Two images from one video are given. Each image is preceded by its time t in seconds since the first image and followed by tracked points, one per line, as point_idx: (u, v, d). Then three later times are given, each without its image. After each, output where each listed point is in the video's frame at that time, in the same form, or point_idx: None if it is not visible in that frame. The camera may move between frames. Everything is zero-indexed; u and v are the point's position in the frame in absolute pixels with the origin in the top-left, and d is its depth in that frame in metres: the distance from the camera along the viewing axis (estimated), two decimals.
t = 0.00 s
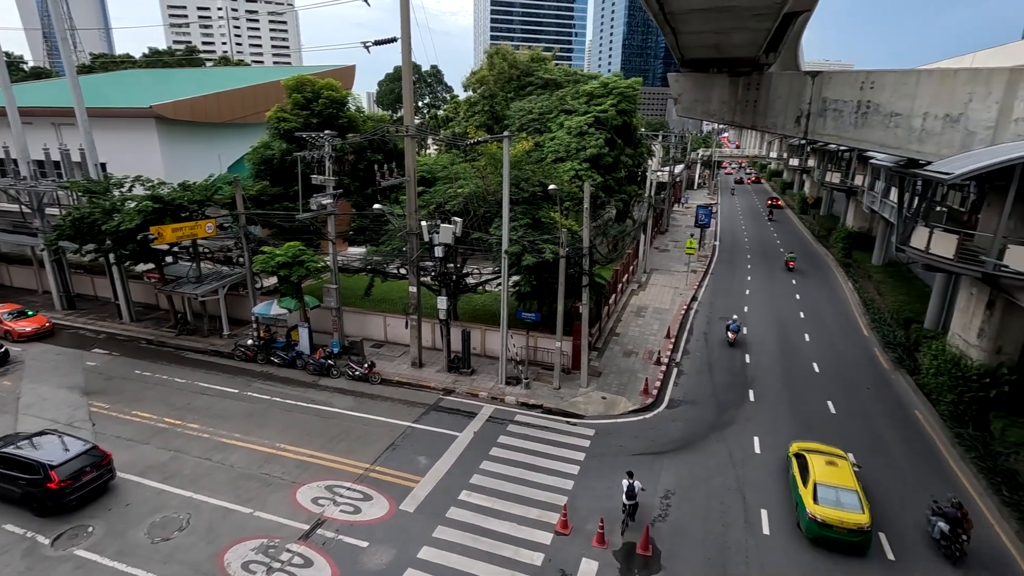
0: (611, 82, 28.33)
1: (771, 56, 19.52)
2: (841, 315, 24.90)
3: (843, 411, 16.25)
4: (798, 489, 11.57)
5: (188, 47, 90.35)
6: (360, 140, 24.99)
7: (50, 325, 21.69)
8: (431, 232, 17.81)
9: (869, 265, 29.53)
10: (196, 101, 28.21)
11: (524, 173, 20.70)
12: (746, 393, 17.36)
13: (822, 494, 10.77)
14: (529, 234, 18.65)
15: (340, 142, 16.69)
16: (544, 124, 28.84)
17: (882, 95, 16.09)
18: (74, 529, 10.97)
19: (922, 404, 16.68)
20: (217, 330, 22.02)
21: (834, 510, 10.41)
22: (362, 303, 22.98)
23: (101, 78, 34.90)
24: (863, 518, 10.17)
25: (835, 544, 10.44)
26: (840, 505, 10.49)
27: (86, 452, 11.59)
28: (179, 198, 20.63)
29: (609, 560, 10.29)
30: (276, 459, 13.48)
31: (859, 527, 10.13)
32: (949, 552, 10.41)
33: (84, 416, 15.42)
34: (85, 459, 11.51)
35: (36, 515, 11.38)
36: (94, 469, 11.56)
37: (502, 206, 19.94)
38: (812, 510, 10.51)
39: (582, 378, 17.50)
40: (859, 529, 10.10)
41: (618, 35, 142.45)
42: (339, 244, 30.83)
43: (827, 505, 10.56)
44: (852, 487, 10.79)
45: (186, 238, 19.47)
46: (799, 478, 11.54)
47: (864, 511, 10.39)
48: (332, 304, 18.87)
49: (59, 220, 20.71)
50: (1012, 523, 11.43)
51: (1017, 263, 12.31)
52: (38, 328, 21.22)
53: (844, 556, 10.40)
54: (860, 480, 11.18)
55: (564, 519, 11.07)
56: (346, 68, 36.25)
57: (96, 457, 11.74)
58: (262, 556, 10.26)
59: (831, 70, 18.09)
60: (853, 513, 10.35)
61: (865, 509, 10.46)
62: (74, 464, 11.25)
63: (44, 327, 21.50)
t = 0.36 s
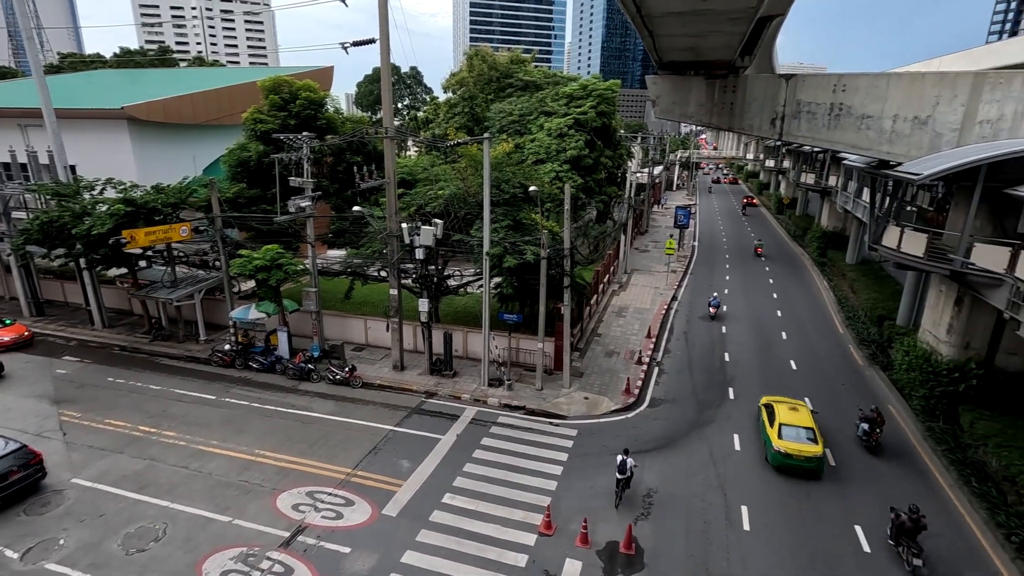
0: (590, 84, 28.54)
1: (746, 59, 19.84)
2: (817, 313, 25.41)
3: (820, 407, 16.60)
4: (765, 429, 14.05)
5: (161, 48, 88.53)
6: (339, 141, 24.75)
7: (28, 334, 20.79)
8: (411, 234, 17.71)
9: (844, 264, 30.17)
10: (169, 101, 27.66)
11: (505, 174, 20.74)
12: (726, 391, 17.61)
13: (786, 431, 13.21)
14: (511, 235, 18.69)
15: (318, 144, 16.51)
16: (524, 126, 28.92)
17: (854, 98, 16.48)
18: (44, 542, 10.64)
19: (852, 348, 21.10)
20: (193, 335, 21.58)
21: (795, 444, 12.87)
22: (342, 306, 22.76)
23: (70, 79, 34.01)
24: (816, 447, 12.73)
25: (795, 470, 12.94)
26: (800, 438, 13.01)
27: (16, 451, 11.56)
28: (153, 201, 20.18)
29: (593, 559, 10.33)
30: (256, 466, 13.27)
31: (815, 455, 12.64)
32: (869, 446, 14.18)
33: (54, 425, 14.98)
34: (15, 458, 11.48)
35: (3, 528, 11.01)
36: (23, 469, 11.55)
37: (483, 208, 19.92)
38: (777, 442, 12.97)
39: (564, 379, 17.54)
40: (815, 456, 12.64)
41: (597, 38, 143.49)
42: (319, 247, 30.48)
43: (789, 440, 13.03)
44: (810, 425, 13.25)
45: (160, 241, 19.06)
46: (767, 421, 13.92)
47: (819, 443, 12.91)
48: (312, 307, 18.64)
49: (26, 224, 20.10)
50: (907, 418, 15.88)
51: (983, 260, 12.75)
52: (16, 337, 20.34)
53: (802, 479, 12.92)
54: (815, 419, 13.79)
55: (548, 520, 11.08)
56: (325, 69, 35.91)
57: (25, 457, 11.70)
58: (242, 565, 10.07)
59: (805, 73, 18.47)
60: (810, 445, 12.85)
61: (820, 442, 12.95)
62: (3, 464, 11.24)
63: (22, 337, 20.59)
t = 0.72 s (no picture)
0: (569, 86, 28.70)
1: (722, 62, 20.13)
2: (793, 311, 25.89)
3: (797, 404, 16.87)
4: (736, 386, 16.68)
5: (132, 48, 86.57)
6: (317, 143, 24.46)
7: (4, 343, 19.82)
8: (391, 236, 17.56)
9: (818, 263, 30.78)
10: (140, 102, 27.03)
11: (485, 176, 20.73)
12: (705, 389, 17.83)
13: (753, 386, 15.79)
14: (491, 237, 18.69)
15: (295, 145, 16.27)
16: (504, 128, 28.96)
17: (826, 100, 16.85)
18: (11, 557, 10.29)
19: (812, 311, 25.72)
20: (167, 341, 21.11)
21: (760, 395, 15.46)
22: (320, 309, 22.48)
23: (37, 78, 33.01)
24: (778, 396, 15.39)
25: (761, 418, 15.53)
26: (765, 391, 15.59)
27: None
28: (124, 204, 19.70)
29: (576, 560, 10.35)
30: (234, 473, 13.02)
31: (776, 404, 15.24)
32: (813, 383, 17.96)
33: (21, 436, 14.50)
34: None
35: None
36: None
37: (463, 209, 19.91)
38: (745, 392, 15.62)
39: (546, 380, 17.56)
40: (777, 404, 15.23)
41: (575, 41, 144.43)
42: (297, 250, 30.10)
43: (756, 393, 15.62)
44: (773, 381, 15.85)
45: (132, 245, 18.60)
46: (738, 380, 16.52)
47: (780, 395, 15.53)
48: (290, 311, 18.38)
49: None
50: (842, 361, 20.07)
51: (950, 258, 13.16)
52: None
53: (767, 425, 15.53)
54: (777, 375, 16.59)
55: (531, 521, 11.09)
56: (301, 70, 35.51)
57: None
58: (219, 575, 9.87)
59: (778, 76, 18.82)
60: (772, 396, 15.46)
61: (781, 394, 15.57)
62: None
63: None
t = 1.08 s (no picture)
0: (548, 88, 28.84)
1: (698, 65, 20.44)
2: (770, 310, 26.33)
3: (774, 402, 17.12)
4: (711, 354, 19.28)
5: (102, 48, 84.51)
6: (294, 145, 24.15)
7: None
8: (371, 239, 17.41)
9: (794, 262, 31.36)
10: (111, 103, 26.42)
11: (465, 178, 20.70)
12: (685, 388, 18.04)
13: (724, 353, 18.42)
14: (472, 239, 18.68)
15: (272, 147, 16.04)
16: (484, 130, 28.95)
17: (799, 103, 17.21)
18: None
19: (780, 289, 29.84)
20: (141, 348, 20.63)
21: (730, 360, 18.10)
22: (299, 313, 22.18)
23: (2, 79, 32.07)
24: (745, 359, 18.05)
25: (732, 380, 18.13)
26: (734, 356, 18.18)
27: None
28: (94, 208, 19.22)
29: (559, 560, 10.37)
30: (210, 482, 12.76)
31: (744, 365, 17.88)
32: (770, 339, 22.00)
33: None
34: None
35: None
36: None
37: (443, 212, 19.87)
38: (717, 356, 18.24)
39: (528, 381, 17.58)
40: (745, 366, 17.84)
41: (554, 43, 145.09)
42: (275, 253, 29.67)
43: (726, 358, 18.24)
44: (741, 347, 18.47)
45: (103, 250, 18.13)
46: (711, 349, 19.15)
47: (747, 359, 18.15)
48: (268, 316, 18.10)
49: None
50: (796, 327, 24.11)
51: (919, 257, 13.55)
52: None
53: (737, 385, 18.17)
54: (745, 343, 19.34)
55: (514, 523, 11.08)
56: (278, 72, 35.06)
57: None
58: None
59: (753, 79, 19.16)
60: (740, 360, 18.09)
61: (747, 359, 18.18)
62: None
63: None
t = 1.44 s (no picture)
0: (529, 90, 28.92)
1: (676, 68, 20.68)
2: (749, 309, 26.71)
3: (755, 400, 17.32)
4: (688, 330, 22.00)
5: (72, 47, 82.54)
6: (272, 147, 23.82)
7: None
8: (352, 241, 17.24)
9: (772, 262, 31.86)
10: (82, 103, 25.82)
11: (446, 179, 20.63)
12: (667, 387, 18.20)
13: (698, 328, 21.17)
14: (454, 240, 18.64)
15: (249, 149, 15.80)
16: (465, 131, 28.91)
17: (775, 105, 17.51)
18: None
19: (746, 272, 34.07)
20: (115, 354, 20.14)
21: (703, 333, 20.81)
22: (278, 317, 21.86)
23: None
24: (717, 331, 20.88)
25: (705, 350, 20.84)
26: (707, 330, 20.94)
27: None
28: (65, 211, 18.74)
29: (544, 561, 10.38)
30: (189, 490, 12.51)
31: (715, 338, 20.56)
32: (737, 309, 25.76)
33: None
34: None
35: None
36: None
37: (425, 214, 19.80)
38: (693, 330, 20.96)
39: (511, 383, 17.57)
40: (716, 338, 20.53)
41: (535, 45, 145.63)
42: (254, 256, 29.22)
43: (700, 332, 20.96)
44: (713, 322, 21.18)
45: (74, 254, 17.66)
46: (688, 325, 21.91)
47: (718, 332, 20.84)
48: (247, 320, 17.81)
49: None
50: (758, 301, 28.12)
51: (892, 257, 13.87)
52: None
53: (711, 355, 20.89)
54: (715, 318, 22.29)
55: (499, 525, 11.04)
56: (255, 72, 34.58)
57: None
58: None
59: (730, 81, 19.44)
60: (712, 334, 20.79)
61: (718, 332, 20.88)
62: None
63: None
